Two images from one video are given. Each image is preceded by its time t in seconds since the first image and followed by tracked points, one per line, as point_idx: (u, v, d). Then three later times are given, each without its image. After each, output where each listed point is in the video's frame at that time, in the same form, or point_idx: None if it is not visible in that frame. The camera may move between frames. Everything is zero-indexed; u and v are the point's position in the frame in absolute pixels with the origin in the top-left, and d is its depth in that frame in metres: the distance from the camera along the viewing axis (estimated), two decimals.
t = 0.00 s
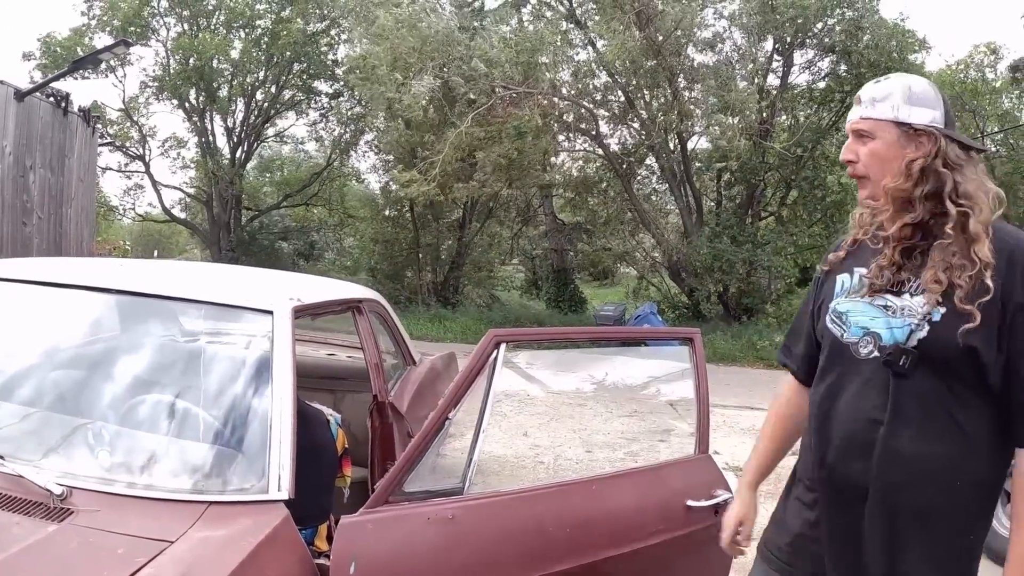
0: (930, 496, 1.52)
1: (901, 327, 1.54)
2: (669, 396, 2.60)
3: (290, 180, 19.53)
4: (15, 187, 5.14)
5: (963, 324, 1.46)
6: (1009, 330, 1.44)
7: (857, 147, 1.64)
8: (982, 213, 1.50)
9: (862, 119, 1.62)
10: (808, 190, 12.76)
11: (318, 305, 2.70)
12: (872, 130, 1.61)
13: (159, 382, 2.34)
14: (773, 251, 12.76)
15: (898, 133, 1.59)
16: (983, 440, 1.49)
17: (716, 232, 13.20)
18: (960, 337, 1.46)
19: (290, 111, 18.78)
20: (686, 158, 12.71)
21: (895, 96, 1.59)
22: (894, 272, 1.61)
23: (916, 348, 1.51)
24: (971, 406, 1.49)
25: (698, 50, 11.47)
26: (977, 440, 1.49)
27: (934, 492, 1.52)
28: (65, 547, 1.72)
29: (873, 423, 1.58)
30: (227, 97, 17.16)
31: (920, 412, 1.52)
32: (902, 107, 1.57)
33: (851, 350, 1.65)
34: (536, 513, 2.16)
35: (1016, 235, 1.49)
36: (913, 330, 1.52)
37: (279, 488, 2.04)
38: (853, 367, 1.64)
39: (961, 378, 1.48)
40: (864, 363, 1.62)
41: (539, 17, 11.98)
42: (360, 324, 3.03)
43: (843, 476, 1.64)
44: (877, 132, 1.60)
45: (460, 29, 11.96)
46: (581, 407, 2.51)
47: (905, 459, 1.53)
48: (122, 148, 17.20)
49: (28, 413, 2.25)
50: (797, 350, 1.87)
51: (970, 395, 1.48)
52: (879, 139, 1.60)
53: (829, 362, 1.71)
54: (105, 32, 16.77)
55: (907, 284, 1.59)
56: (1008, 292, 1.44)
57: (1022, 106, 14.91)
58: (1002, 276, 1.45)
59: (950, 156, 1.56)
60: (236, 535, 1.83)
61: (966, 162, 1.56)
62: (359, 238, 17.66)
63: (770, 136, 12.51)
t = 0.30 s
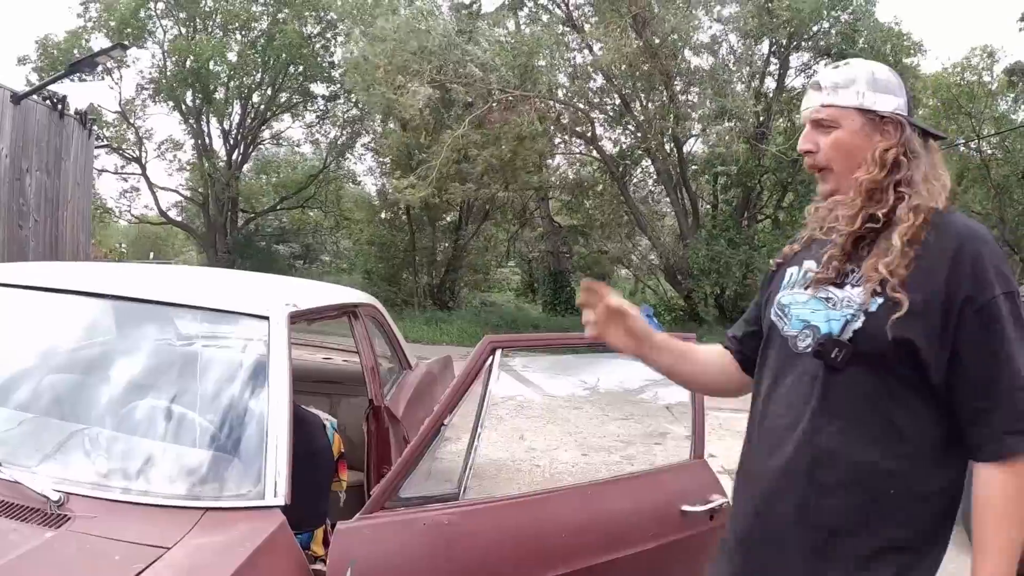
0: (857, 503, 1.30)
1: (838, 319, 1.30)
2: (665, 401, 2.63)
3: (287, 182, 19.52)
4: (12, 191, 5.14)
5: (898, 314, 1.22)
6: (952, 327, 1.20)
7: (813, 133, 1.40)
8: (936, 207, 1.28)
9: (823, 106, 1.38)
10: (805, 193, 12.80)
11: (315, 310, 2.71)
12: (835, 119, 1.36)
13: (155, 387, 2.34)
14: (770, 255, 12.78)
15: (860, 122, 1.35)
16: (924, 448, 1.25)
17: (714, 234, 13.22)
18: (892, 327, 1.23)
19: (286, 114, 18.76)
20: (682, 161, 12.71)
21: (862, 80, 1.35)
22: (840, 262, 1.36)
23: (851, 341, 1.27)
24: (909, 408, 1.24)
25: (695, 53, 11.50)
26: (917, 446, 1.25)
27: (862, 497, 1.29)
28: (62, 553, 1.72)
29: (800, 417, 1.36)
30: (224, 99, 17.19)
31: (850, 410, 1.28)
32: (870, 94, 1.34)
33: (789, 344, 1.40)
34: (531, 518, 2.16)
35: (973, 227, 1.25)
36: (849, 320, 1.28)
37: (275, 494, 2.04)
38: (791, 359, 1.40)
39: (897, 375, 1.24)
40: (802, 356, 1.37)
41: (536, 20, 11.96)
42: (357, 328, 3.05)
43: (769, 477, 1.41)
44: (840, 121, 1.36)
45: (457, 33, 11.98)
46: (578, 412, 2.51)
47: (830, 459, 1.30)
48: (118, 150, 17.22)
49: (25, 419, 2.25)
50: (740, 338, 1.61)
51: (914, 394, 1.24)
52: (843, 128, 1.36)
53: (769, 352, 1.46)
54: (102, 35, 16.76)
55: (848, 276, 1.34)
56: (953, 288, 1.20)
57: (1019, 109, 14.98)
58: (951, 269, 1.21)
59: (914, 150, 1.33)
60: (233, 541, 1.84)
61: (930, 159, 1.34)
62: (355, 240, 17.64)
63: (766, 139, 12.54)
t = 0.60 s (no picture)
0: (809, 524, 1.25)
1: (790, 329, 1.29)
2: (661, 404, 2.64)
3: (283, 185, 19.51)
4: (9, 196, 5.13)
5: (849, 323, 1.19)
6: (903, 333, 1.14)
7: (785, 130, 1.37)
8: (907, 205, 1.22)
9: (795, 100, 1.35)
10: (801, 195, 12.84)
11: (313, 315, 2.72)
12: (808, 115, 1.33)
13: (153, 392, 2.35)
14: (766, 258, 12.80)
15: (835, 117, 1.31)
16: (880, 466, 1.20)
17: (709, 237, 13.23)
18: (839, 338, 1.20)
19: (283, 116, 18.73)
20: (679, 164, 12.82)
21: (838, 73, 1.32)
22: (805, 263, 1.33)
23: (801, 354, 1.26)
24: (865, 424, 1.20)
25: (691, 56, 11.56)
26: (871, 466, 1.20)
27: (815, 518, 1.25)
28: (63, 561, 1.73)
29: (756, 432, 1.35)
30: (221, 102, 17.16)
31: (804, 424, 1.26)
32: (845, 89, 1.30)
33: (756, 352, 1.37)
34: (528, 522, 2.18)
35: (945, 223, 1.18)
36: (799, 332, 1.27)
37: (274, 500, 2.06)
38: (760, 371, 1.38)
39: (847, 386, 1.21)
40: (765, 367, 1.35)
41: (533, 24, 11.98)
42: (354, 333, 3.05)
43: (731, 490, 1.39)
44: (815, 117, 1.32)
45: (454, 37, 12.01)
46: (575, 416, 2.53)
47: (784, 477, 1.28)
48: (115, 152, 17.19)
49: (24, 425, 2.26)
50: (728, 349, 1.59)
51: (865, 409, 1.20)
52: (817, 125, 1.32)
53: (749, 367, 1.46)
54: (98, 36, 16.70)
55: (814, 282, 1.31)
56: (904, 293, 1.14)
57: (1013, 111, 15.04)
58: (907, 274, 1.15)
59: (893, 146, 1.29)
60: (232, 548, 1.85)
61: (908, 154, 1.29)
62: (352, 242, 17.64)
63: (763, 142, 12.57)
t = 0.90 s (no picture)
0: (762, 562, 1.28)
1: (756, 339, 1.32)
2: (658, 408, 2.65)
3: (279, 187, 19.49)
4: (6, 200, 5.12)
5: (798, 325, 1.20)
6: (855, 339, 1.10)
7: (782, 114, 1.30)
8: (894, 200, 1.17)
9: (792, 82, 1.29)
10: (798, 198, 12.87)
11: (311, 320, 2.73)
12: (804, 100, 1.27)
13: (151, 396, 2.35)
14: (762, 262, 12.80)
15: (837, 103, 1.25)
16: (845, 500, 1.18)
17: (705, 240, 13.23)
18: (795, 344, 1.20)
19: (280, 119, 18.70)
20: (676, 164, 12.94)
21: (841, 55, 1.25)
22: (787, 263, 1.29)
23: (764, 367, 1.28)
24: (828, 447, 1.19)
25: (687, 58, 11.62)
26: (828, 496, 1.19)
27: (767, 549, 1.27)
28: (64, 567, 1.74)
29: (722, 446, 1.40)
30: (218, 104, 17.15)
31: (764, 441, 1.29)
32: (849, 72, 1.24)
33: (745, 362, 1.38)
34: (526, 526, 2.20)
35: (923, 217, 1.10)
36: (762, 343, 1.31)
37: (273, 506, 2.06)
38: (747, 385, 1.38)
39: (804, 402, 1.21)
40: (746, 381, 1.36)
41: (531, 26, 12.00)
42: (351, 336, 3.05)
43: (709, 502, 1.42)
44: (815, 102, 1.26)
45: (453, 41, 12.03)
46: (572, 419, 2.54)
47: (742, 495, 1.32)
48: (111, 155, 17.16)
49: (24, 430, 2.26)
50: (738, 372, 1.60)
51: (822, 429, 1.19)
52: (815, 112, 1.26)
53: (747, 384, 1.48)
54: (95, 39, 16.66)
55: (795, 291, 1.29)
56: (856, 298, 1.11)
57: (1008, 113, 15.10)
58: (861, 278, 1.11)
59: (902, 137, 1.23)
60: (232, 554, 1.86)
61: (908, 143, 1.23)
62: (349, 245, 17.63)
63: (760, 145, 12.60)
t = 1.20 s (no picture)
0: None
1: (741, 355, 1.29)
2: (654, 410, 2.64)
3: (274, 190, 19.48)
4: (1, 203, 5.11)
5: (765, 345, 1.18)
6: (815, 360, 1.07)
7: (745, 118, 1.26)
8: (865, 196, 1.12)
9: (741, 83, 1.25)
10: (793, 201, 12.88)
11: (305, 324, 2.73)
12: (757, 97, 1.23)
13: (144, 400, 2.34)
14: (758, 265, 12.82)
15: (788, 92, 1.20)
16: (810, 543, 1.16)
17: (700, 243, 13.21)
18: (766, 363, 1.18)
19: (276, 122, 18.70)
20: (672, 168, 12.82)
21: (781, 38, 1.21)
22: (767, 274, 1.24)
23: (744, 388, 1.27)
24: (796, 479, 1.17)
25: (683, 61, 11.66)
26: (795, 535, 1.17)
27: None
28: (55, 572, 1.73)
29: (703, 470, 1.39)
30: (214, 108, 17.16)
31: (737, 475, 1.27)
32: (790, 53, 1.19)
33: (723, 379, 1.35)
34: (521, 529, 2.19)
35: (907, 215, 1.06)
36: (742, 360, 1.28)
37: (266, 510, 2.06)
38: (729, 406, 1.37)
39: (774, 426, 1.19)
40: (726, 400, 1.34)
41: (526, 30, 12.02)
42: (345, 340, 3.07)
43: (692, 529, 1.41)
44: (765, 97, 1.22)
45: (448, 44, 12.04)
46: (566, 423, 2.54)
47: (717, 522, 1.30)
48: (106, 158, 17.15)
49: (17, 435, 2.25)
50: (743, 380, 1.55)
51: (792, 463, 1.17)
52: (770, 107, 1.21)
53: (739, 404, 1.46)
54: (91, 42, 16.65)
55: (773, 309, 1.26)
56: (819, 317, 1.08)
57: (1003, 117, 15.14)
58: (827, 289, 1.08)
59: (873, 111, 1.16)
60: (224, 559, 1.85)
61: (881, 117, 1.16)
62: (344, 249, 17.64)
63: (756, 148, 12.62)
